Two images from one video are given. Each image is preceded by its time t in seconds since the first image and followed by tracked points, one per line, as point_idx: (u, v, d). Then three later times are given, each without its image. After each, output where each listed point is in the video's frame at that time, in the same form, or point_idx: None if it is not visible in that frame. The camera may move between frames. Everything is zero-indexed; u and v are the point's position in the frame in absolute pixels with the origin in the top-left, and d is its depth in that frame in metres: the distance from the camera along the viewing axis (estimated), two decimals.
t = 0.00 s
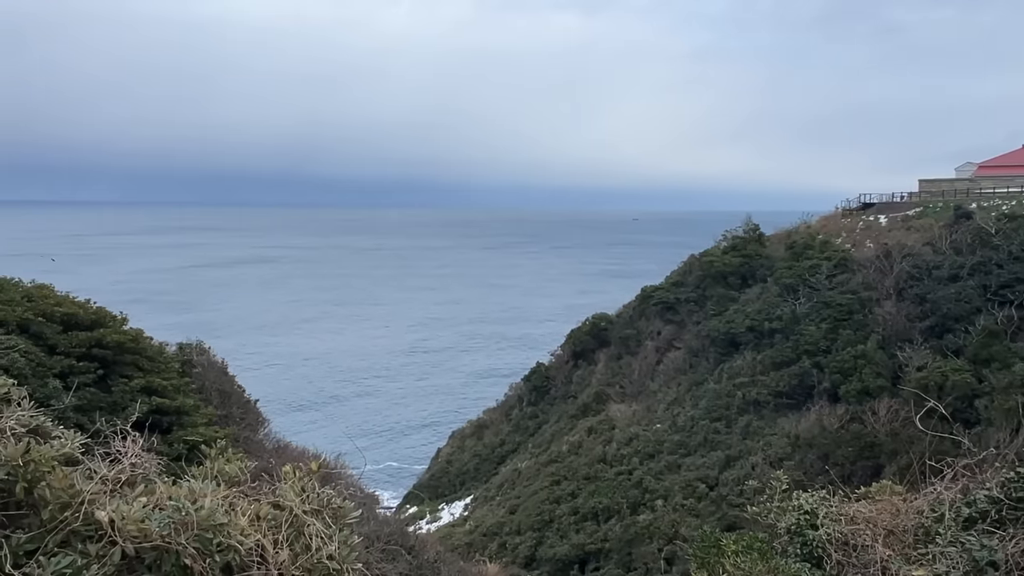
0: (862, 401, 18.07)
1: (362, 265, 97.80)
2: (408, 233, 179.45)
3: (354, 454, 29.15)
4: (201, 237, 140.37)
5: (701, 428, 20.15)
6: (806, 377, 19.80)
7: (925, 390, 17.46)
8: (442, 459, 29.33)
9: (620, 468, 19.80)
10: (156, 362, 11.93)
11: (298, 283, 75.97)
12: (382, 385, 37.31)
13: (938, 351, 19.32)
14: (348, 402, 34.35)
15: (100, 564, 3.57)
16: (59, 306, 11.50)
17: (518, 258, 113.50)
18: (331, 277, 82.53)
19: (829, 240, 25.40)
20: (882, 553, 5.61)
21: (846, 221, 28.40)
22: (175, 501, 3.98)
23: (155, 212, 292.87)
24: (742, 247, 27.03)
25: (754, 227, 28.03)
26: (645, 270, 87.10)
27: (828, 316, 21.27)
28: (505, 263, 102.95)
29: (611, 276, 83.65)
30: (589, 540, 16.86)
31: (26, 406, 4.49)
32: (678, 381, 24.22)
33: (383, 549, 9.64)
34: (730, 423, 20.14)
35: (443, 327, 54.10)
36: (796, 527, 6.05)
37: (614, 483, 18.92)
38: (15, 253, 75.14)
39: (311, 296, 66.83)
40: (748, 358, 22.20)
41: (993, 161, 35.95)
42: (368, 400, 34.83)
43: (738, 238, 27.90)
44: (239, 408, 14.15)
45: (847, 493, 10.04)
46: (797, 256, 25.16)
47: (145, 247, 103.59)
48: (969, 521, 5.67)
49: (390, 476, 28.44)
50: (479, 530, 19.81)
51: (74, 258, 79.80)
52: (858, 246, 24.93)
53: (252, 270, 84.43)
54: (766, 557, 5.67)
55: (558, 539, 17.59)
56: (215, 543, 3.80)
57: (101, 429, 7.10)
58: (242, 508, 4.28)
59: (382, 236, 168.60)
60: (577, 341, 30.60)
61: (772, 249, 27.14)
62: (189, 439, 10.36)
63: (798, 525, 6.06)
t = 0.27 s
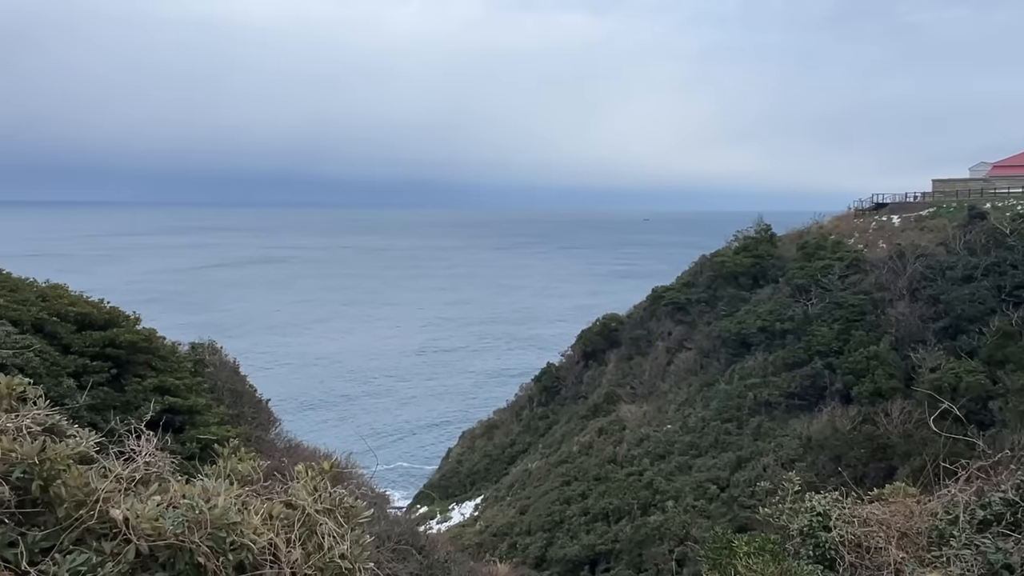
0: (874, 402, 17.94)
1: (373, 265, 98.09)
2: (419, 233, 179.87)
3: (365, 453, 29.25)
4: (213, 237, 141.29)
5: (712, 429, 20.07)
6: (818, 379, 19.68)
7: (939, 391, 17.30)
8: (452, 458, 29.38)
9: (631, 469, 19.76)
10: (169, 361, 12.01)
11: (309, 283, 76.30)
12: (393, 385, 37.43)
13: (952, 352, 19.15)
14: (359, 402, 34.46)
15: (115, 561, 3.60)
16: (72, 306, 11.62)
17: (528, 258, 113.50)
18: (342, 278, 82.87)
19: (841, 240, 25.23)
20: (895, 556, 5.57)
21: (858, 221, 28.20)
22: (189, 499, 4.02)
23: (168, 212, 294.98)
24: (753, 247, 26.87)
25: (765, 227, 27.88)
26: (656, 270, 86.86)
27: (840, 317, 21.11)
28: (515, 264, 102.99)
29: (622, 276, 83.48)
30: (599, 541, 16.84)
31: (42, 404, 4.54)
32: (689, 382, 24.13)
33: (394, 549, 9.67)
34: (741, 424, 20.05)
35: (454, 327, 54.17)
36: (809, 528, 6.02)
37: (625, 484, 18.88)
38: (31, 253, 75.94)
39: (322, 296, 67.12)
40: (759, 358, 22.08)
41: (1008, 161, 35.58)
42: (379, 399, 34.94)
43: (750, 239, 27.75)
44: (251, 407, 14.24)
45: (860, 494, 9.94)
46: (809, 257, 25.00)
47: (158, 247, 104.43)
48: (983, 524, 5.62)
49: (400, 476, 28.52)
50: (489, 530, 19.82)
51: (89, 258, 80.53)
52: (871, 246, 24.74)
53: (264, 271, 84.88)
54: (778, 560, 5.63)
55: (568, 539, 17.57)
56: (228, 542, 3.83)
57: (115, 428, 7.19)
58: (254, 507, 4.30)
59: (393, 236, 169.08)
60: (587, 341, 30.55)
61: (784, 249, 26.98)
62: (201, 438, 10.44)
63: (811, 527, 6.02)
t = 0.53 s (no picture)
0: (887, 404, 17.80)
1: (384, 265, 98.40)
2: (430, 233, 180.22)
3: (376, 453, 29.35)
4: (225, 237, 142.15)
5: (723, 430, 19.99)
6: (829, 380, 19.56)
7: (952, 393, 17.15)
8: (463, 458, 29.43)
9: (641, 470, 19.72)
10: (181, 361, 12.09)
11: (320, 283, 76.64)
12: (403, 385, 37.54)
13: (966, 353, 18.99)
14: (369, 402, 34.57)
15: (130, 559, 3.64)
16: (87, 306, 11.75)
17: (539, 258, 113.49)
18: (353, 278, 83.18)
19: (853, 241, 25.07)
20: (908, 558, 5.54)
21: (871, 221, 28.01)
22: (202, 498, 4.06)
23: (181, 213, 297.26)
24: (765, 248, 26.71)
25: (777, 228, 27.73)
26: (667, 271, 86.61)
27: (852, 317, 20.97)
28: (525, 264, 103.01)
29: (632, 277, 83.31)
30: (610, 542, 16.82)
31: (58, 403, 4.59)
32: (700, 382, 24.04)
33: (404, 549, 9.71)
34: (752, 425, 19.96)
35: (464, 327, 54.24)
36: (821, 530, 5.99)
37: (635, 485, 18.84)
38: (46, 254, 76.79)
39: (333, 296, 67.39)
40: (770, 359, 21.96)
41: None
42: (390, 399, 35.04)
43: (761, 239, 27.61)
44: (263, 407, 14.33)
45: (873, 495, 9.88)
46: (821, 257, 24.85)
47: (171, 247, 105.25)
48: (997, 526, 5.58)
49: (411, 476, 28.59)
50: (499, 530, 19.84)
51: (103, 258, 81.26)
52: (883, 247, 24.56)
53: (275, 271, 85.32)
54: (790, 562, 5.60)
55: (578, 540, 17.56)
56: (241, 541, 3.86)
57: (129, 427, 7.26)
58: (267, 506, 4.33)
59: (403, 237, 169.56)
60: (598, 342, 30.51)
61: (795, 249, 26.83)
62: (213, 438, 10.51)
63: (823, 528, 5.99)
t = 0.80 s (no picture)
0: (899, 405, 17.68)
1: (394, 266, 98.64)
2: (439, 234, 180.50)
3: (386, 453, 29.44)
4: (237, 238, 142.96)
5: (734, 431, 19.91)
6: (841, 381, 19.43)
7: (966, 394, 17.00)
8: (473, 458, 29.48)
9: (651, 471, 19.67)
10: (193, 361, 12.15)
11: (331, 283, 76.93)
12: (413, 386, 37.63)
13: (979, 355, 18.83)
14: (380, 401, 34.68)
15: (143, 558, 3.67)
16: (100, 306, 11.86)
17: (548, 259, 113.47)
18: (364, 278, 83.49)
19: (865, 241, 24.90)
20: (921, 560, 5.51)
21: (883, 222, 27.83)
22: (214, 497, 4.09)
23: (193, 214, 299.16)
24: (776, 248, 26.55)
25: (788, 228, 27.58)
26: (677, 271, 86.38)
27: (864, 318, 20.80)
28: (535, 264, 103.02)
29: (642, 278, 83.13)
30: (620, 543, 16.79)
31: (72, 402, 4.62)
32: (710, 383, 23.96)
33: (415, 549, 9.74)
34: (763, 426, 19.86)
35: (474, 328, 54.31)
36: (833, 532, 5.98)
37: (645, 486, 18.80)
38: (61, 254, 77.51)
39: (344, 296, 67.66)
40: (781, 360, 21.85)
41: None
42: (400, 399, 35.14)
43: (772, 239, 27.47)
44: (274, 407, 14.40)
45: (886, 497, 9.80)
46: (832, 257, 24.71)
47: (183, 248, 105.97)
48: (1012, 529, 5.53)
49: (421, 476, 28.66)
50: (509, 530, 19.84)
51: (117, 258, 81.93)
52: (895, 247, 24.39)
53: (286, 271, 85.74)
54: (801, 564, 5.57)
55: (588, 541, 17.54)
56: (253, 540, 3.88)
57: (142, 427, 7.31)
58: (279, 506, 4.35)
59: (413, 237, 169.92)
60: (608, 342, 30.46)
61: (807, 250, 26.67)
62: (225, 437, 10.58)
63: (835, 530, 5.99)
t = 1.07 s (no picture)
0: (911, 407, 17.55)
1: (404, 266, 98.86)
2: (449, 234, 180.79)
3: (395, 452, 29.50)
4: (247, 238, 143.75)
5: (744, 432, 19.83)
6: (852, 383, 19.30)
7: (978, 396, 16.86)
8: (482, 459, 29.50)
9: (661, 472, 19.61)
10: (204, 361, 12.21)
11: (340, 284, 77.21)
12: (423, 386, 37.70)
13: (992, 356, 18.68)
14: (389, 401, 34.76)
15: (156, 556, 3.71)
16: (112, 306, 11.95)
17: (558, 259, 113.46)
18: (373, 278, 83.79)
19: (876, 241, 24.75)
20: (933, 563, 5.47)
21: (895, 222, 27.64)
22: (225, 496, 4.12)
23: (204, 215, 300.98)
24: (786, 248, 26.40)
25: (798, 228, 27.44)
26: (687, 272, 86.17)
27: (875, 319, 20.64)
28: (544, 265, 103.02)
29: (652, 278, 83.00)
30: (629, 544, 16.75)
31: (86, 401, 4.66)
32: (720, 384, 23.87)
33: (424, 549, 9.76)
34: (773, 427, 19.76)
35: (483, 328, 54.39)
36: (844, 534, 5.97)
37: (655, 487, 18.75)
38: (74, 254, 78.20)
39: (354, 297, 67.89)
40: (792, 361, 21.73)
41: None
42: (409, 399, 35.21)
43: (782, 240, 27.35)
44: (284, 407, 14.46)
45: (898, 498, 9.73)
46: (843, 258, 24.57)
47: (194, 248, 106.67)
48: None
49: (430, 476, 28.72)
50: (518, 531, 19.84)
51: (129, 258, 82.57)
52: (907, 248, 24.24)
53: (296, 271, 86.15)
54: (813, 566, 5.53)
55: (598, 542, 17.50)
56: (264, 539, 3.91)
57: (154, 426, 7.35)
58: (290, 505, 4.38)
59: (422, 237, 170.31)
60: (617, 343, 30.41)
61: (817, 250, 26.53)
62: (236, 437, 10.63)
63: (846, 532, 5.97)
